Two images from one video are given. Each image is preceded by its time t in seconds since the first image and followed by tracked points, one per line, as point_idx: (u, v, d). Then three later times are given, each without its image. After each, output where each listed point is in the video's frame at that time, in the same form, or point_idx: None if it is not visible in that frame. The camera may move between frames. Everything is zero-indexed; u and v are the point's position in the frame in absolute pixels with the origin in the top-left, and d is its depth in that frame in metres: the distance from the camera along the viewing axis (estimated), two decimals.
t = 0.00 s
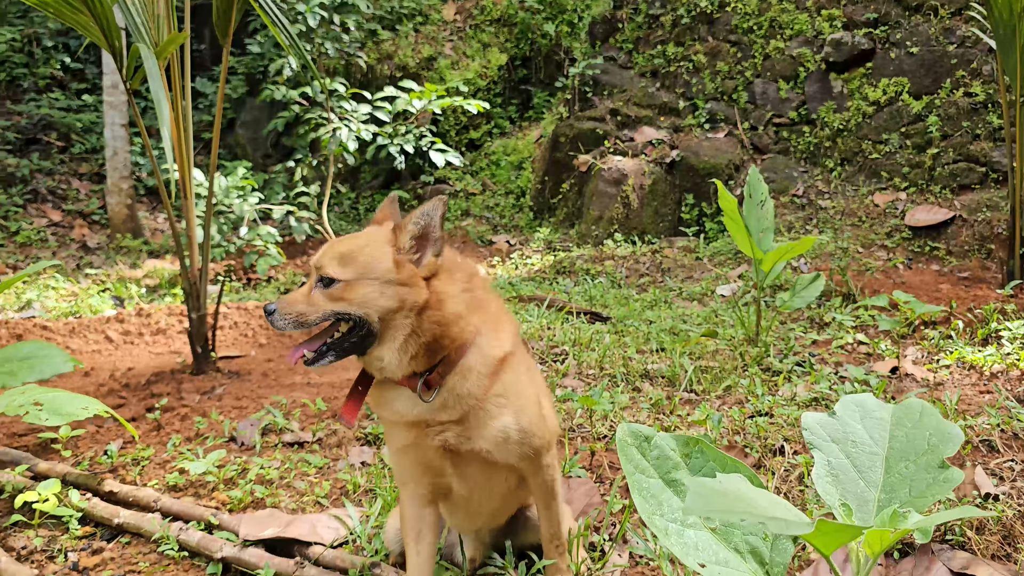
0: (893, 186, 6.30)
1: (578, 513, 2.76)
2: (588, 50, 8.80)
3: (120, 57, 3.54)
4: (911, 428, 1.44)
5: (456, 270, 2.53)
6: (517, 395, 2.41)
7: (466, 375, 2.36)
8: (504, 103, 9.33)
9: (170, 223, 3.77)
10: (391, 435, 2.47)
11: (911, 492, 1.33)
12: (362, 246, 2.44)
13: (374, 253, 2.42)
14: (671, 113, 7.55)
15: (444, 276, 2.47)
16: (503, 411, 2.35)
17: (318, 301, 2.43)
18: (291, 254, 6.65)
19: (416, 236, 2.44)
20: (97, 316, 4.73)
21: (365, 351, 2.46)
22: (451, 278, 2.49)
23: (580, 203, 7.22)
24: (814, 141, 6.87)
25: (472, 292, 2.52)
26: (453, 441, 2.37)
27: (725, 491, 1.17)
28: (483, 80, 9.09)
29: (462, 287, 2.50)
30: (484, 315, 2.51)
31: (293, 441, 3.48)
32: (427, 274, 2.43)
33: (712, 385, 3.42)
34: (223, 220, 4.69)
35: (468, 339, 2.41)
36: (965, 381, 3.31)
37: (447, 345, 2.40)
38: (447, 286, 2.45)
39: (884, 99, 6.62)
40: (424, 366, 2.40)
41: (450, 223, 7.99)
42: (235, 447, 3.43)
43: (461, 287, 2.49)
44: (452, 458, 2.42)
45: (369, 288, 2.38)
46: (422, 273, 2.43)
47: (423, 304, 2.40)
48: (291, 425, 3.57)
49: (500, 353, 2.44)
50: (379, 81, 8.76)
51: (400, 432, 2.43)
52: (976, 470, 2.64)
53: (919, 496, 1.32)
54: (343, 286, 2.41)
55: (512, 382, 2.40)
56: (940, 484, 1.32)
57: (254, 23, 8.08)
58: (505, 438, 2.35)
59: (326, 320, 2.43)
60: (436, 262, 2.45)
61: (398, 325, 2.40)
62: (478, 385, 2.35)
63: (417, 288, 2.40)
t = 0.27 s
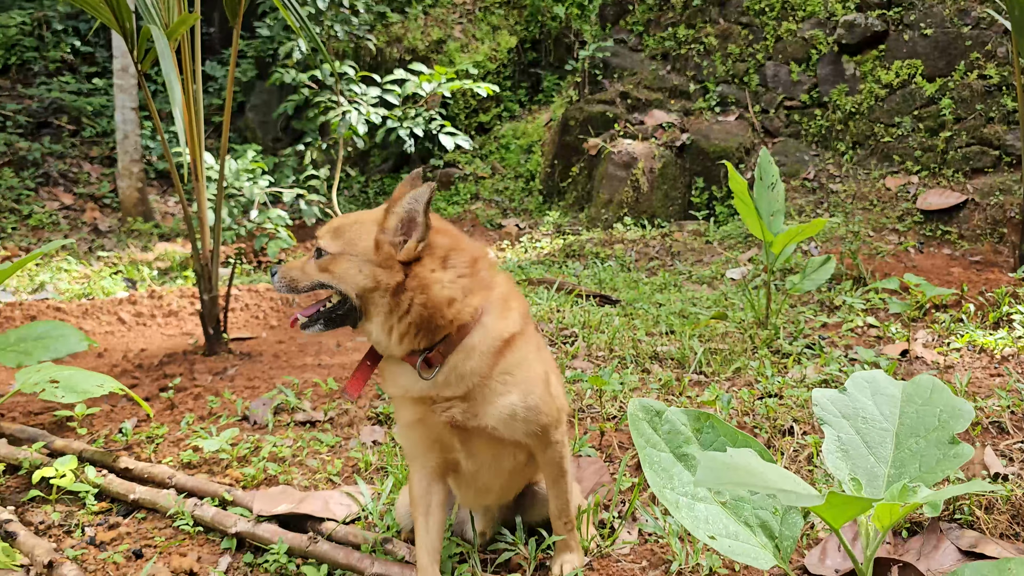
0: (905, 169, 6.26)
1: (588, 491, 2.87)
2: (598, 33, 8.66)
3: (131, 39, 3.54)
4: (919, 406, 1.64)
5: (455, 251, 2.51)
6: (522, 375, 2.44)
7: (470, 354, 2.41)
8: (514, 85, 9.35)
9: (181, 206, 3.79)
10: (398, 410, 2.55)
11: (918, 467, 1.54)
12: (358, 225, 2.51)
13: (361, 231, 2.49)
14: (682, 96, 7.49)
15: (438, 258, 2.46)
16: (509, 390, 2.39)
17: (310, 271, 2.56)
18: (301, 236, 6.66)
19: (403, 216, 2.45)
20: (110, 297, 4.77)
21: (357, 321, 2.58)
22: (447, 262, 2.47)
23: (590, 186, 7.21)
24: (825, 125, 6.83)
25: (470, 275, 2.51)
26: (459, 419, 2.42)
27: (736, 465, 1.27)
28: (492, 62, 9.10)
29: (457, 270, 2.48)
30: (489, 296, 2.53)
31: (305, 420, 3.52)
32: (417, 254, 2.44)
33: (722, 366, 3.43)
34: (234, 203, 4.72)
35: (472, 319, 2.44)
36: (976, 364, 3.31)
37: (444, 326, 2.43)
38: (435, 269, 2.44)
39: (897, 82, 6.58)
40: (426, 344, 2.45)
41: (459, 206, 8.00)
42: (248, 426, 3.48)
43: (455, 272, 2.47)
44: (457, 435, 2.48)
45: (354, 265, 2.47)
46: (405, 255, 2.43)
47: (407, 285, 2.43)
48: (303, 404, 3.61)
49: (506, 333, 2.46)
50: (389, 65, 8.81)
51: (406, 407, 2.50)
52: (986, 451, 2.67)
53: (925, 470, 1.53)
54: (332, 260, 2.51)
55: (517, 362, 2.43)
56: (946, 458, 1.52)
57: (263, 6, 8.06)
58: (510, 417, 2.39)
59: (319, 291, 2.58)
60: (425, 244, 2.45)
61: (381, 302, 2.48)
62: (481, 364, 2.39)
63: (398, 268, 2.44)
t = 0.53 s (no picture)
0: (914, 158, 6.22)
1: (592, 476, 2.91)
2: (605, 20, 8.43)
3: (138, 26, 3.54)
4: (923, 392, 1.65)
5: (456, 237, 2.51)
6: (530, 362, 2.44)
7: (475, 339, 2.43)
8: (521, 72, 9.26)
9: (189, 193, 3.80)
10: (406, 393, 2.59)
11: (921, 452, 1.55)
12: (364, 208, 2.60)
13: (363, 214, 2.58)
14: (689, 83, 7.46)
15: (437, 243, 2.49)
16: (515, 376, 2.40)
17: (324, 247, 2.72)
18: (308, 224, 6.67)
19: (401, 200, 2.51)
20: (119, 284, 4.80)
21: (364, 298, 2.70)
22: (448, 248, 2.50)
23: (596, 174, 7.21)
24: (833, 112, 6.79)
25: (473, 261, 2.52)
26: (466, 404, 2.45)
27: (737, 450, 1.28)
28: (500, 50, 9.08)
29: (457, 257, 2.49)
30: (498, 282, 2.55)
31: (312, 406, 3.55)
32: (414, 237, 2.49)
33: (727, 353, 3.44)
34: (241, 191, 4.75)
35: (477, 304, 2.46)
36: (982, 353, 3.31)
37: (446, 309, 2.47)
38: (431, 254, 2.47)
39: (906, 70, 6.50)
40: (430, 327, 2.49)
41: (465, 194, 7.99)
42: (255, 411, 3.51)
43: (454, 257, 2.49)
44: (463, 419, 2.50)
45: (355, 246, 2.58)
46: (400, 238, 2.49)
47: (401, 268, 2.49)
48: (310, 390, 3.64)
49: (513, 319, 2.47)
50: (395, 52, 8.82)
51: (413, 390, 2.55)
52: (990, 438, 2.68)
53: (928, 455, 1.53)
54: (339, 238, 2.65)
55: (523, 348, 2.43)
56: (948, 443, 1.52)
57: None
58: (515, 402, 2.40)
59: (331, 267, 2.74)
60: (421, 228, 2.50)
61: (376, 281, 2.58)
62: (486, 349, 2.42)
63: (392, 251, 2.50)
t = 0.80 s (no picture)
0: (919, 149, 6.18)
1: (595, 466, 2.92)
2: (610, 10, 8.54)
3: (141, 14, 3.54)
4: (925, 382, 1.64)
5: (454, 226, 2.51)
6: (533, 353, 2.44)
7: (476, 329, 2.43)
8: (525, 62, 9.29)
9: (193, 182, 3.80)
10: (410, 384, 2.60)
11: (923, 442, 1.54)
12: (364, 200, 2.63)
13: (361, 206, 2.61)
14: (694, 74, 7.43)
15: (433, 234, 2.49)
16: (516, 366, 2.40)
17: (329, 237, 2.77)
18: (312, 214, 6.67)
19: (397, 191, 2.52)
20: (123, 274, 4.81)
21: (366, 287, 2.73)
22: (444, 238, 2.50)
23: (600, 164, 7.19)
24: (838, 103, 6.76)
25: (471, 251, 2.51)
26: (468, 394, 2.45)
27: (738, 439, 1.26)
28: (503, 39, 9.03)
29: (453, 249, 2.48)
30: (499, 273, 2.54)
31: (316, 395, 3.56)
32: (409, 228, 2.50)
33: (730, 344, 3.44)
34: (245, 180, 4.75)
35: (477, 295, 2.46)
36: (986, 344, 3.31)
37: (443, 300, 2.47)
38: (426, 245, 2.48)
39: (912, 60, 6.47)
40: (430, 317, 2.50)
41: (469, 184, 7.97)
42: (259, 400, 3.52)
43: (450, 248, 2.48)
44: (466, 410, 2.50)
45: (354, 237, 2.61)
46: (395, 229, 2.50)
47: (392, 258, 2.50)
48: (313, 379, 3.65)
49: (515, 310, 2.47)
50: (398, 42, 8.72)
51: (416, 380, 2.56)
52: (993, 429, 2.68)
53: (931, 446, 1.53)
54: (341, 228, 2.69)
55: (525, 339, 2.43)
56: (952, 434, 1.51)
57: None
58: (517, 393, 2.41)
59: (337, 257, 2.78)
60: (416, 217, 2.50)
61: (373, 271, 2.60)
62: (488, 340, 2.42)
63: (387, 242, 2.52)
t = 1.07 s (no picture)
0: (921, 141, 6.16)
1: (594, 458, 2.92)
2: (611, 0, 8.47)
3: (140, 5, 3.53)
4: (925, 375, 1.65)
5: (451, 211, 2.54)
6: (520, 346, 2.41)
7: (463, 314, 2.45)
8: (526, 54, 9.25)
9: (193, 174, 3.78)
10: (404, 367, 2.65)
11: (921, 435, 1.55)
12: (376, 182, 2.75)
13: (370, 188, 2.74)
14: (695, 66, 7.40)
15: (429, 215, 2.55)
16: (504, 358, 2.39)
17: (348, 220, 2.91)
18: (312, 206, 6.66)
19: (400, 172, 2.61)
20: (123, 265, 4.81)
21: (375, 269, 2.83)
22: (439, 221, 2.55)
23: (601, 156, 7.18)
24: (839, 95, 6.74)
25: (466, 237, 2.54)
26: (452, 381, 2.45)
27: (736, 432, 1.27)
28: (504, 31, 9.01)
29: (442, 232, 2.52)
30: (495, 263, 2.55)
31: (316, 387, 3.56)
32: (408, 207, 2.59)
33: (730, 337, 3.44)
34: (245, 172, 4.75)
35: (467, 280, 2.50)
36: (986, 337, 3.30)
37: (431, 280, 2.52)
38: (414, 224, 2.55)
39: (914, 52, 6.51)
40: (420, 296, 2.56)
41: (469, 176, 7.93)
42: (259, 392, 3.52)
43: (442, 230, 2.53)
44: (452, 398, 2.51)
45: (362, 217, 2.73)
46: (394, 209, 2.60)
47: (384, 234, 2.61)
48: (313, 371, 3.65)
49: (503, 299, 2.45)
50: (399, 33, 8.74)
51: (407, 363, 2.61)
52: (992, 422, 2.68)
53: (930, 438, 1.53)
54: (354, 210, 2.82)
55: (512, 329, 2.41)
56: (951, 426, 1.52)
57: None
58: (500, 382, 2.39)
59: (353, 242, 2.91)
60: (414, 198, 2.58)
61: (373, 252, 2.69)
62: (475, 327, 2.43)
63: (385, 220, 2.62)
